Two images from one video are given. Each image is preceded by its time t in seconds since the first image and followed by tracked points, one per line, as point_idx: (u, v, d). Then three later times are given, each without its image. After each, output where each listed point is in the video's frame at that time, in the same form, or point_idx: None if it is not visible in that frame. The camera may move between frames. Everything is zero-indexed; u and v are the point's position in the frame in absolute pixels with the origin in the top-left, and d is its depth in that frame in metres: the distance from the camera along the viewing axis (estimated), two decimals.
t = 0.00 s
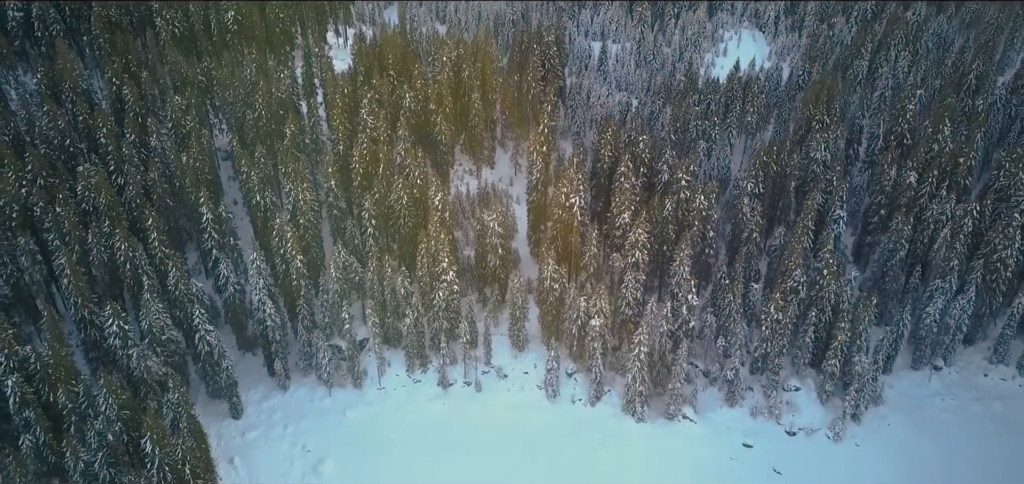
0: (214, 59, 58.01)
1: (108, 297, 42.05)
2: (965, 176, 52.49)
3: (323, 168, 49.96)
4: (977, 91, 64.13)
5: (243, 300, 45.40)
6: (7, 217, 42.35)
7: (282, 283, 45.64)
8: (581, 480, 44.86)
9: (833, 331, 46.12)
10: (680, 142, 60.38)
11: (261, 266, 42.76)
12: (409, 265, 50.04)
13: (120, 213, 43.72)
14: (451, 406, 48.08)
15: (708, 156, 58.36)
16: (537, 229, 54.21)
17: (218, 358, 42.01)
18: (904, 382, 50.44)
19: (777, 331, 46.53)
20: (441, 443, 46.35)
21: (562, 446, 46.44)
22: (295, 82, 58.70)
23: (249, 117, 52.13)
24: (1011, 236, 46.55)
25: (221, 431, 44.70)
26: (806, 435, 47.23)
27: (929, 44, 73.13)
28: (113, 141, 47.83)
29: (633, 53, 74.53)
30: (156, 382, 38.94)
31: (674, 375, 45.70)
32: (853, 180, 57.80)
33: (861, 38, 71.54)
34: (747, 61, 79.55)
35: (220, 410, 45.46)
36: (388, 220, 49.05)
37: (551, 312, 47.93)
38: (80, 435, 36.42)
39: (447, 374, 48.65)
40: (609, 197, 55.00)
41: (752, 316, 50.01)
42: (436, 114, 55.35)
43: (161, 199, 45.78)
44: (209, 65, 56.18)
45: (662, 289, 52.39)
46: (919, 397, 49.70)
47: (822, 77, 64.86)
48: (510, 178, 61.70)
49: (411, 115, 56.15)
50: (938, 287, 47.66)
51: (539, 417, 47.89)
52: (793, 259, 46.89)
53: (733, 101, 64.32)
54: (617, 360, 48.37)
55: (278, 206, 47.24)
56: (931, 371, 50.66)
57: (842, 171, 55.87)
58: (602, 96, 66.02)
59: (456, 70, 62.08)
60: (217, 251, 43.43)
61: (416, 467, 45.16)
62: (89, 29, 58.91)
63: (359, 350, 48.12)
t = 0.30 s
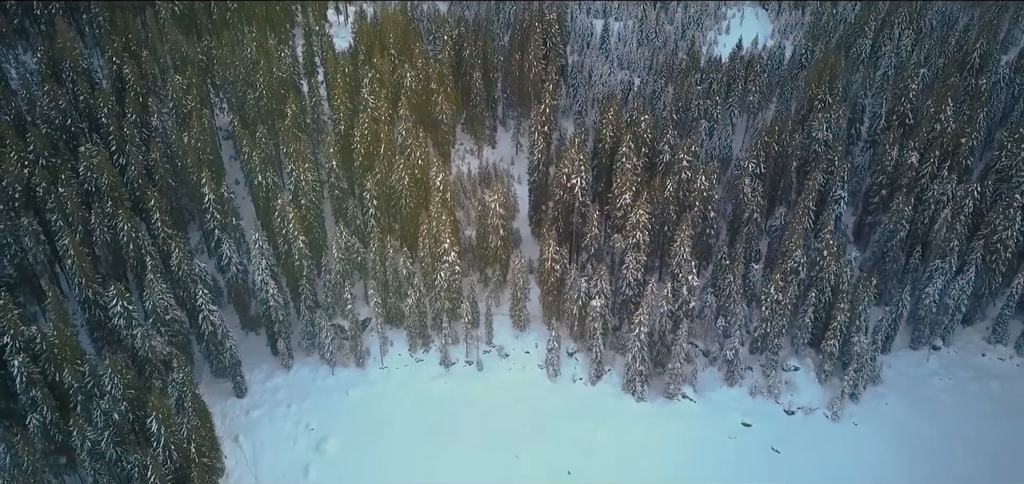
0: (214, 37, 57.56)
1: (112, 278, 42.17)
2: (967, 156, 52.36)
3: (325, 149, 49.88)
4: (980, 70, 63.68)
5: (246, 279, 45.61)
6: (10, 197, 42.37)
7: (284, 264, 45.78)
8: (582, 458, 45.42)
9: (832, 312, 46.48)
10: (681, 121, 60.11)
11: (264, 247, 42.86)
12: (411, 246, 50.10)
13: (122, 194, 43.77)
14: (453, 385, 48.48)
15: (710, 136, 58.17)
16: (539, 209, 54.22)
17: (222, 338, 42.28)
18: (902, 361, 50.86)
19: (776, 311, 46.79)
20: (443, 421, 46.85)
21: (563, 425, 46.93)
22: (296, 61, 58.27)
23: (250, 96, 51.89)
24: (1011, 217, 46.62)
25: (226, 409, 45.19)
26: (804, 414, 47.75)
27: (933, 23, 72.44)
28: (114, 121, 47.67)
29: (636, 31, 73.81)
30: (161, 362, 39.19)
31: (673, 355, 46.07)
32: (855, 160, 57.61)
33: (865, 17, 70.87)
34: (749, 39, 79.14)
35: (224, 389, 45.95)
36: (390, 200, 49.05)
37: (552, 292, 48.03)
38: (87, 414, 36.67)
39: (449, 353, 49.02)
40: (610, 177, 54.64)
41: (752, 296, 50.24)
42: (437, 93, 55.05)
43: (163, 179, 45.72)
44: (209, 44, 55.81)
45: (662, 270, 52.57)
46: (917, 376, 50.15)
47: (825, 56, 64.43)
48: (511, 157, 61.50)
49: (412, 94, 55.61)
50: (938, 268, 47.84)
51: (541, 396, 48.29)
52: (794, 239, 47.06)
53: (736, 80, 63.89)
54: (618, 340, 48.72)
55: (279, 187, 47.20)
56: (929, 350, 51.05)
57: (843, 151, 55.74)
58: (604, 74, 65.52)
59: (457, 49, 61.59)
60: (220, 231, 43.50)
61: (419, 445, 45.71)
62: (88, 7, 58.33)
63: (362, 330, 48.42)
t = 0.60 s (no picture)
0: (214, 15, 57.05)
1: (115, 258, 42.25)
2: (968, 136, 52.26)
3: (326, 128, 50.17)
4: (984, 49, 63.14)
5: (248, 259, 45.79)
6: (12, 177, 42.41)
7: (286, 244, 45.93)
8: (583, 436, 45.96)
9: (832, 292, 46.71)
10: (682, 100, 59.59)
11: (266, 227, 42.97)
12: (413, 226, 50.15)
13: (125, 174, 43.72)
14: (455, 364, 48.86)
15: (711, 115, 57.96)
16: (540, 189, 54.14)
17: (225, 318, 42.54)
18: (901, 341, 51.24)
19: (777, 291, 47.05)
20: (445, 400, 47.28)
21: (564, 404, 47.38)
22: (296, 40, 57.90)
23: (250, 75, 51.60)
24: (1012, 197, 46.74)
25: (230, 388, 45.67)
26: (803, 393, 48.23)
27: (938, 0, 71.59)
28: (115, 100, 47.59)
29: (637, 9, 73.01)
30: (165, 342, 39.66)
31: (674, 335, 46.36)
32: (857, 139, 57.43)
33: None
34: (752, 17, 78.59)
35: (228, 368, 46.35)
36: (391, 180, 48.97)
37: (553, 273, 48.14)
38: (93, 393, 37.13)
39: (451, 333, 49.30)
40: (611, 157, 54.44)
41: (752, 276, 50.44)
42: (438, 72, 54.66)
43: (164, 160, 45.75)
44: (209, 22, 55.46)
45: (663, 250, 52.65)
46: (915, 355, 50.57)
47: (828, 34, 63.81)
48: (512, 136, 61.21)
49: (412, 74, 55.76)
50: (938, 248, 48.04)
51: (542, 375, 48.65)
52: (794, 220, 47.20)
53: (738, 59, 63.34)
54: (618, 320, 49.03)
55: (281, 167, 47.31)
56: (928, 330, 51.42)
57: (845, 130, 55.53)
58: (605, 52, 64.94)
59: (458, 27, 61.03)
60: (222, 211, 43.57)
61: (421, 423, 46.20)
62: None
63: (363, 310, 48.63)
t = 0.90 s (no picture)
0: None
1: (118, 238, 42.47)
2: (970, 115, 52.16)
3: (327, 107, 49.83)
4: (988, 27, 62.64)
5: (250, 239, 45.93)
6: (14, 158, 42.47)
7: (288, 224, 46.00)
8: (583, 415, 46.37)
9: (831, 272, 46.97)
10: (684, 80, 59.35)
11: (267, 207, 43.11)
12: (414, 207, 50.17)
13: (127, 154, 43.55)
14: (457, 343, 49.21)
15: (713, 94, 57.60)
16: (541, 169, 54.05)
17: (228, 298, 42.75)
18: (900, 321, 51.65)
19: (776, 272, 47.30)
20: (447, 380, 47.64)
21: (564, 383, 47.78)
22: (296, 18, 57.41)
23: (250, 54, 51.27)
24: (1012, 177, 46.85)
25: (233, 368, 46.09)
26: (801, 373, 48.73)
27: None
28: (116, 80, 47.45)
29: None
30: (168, 322, 39.85)
31: (674, 314, 46.64)
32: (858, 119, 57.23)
33: None
34: None
35: (231, 348, 46.75)
36: (392, 160, 48.92)
37: (554, 253, 48.30)
38: (98, 373, 37.48)
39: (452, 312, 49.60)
40: (613, 137, 54.09)
41: (752, 257, 50.64)
42: (439, 51, 54.31)
43: (166, 140, 45.63)
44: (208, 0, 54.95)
45: (663, 230, 52.74)
46: (913, 335, 50.99)
47: (831, 12, 63.23)
48: (513, 116, 60.95)
49: (414, 53, 54.99)
50: (938, 229, 48.26)
51: (543, 354, 49.03)
52: (795, 201, 47.31)
53: (740, 37, 62.85)
54: (618, 300, 49.27)
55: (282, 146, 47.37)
56: (926, 310, 51.76)
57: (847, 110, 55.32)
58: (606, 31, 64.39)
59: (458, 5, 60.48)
60: (223, 192, 43.91)
61: (423, 402, 46.58)
62: None
63: (365, 289, 48.87)
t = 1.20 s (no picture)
0: None
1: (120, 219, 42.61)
2: (972, 95, 52.05)
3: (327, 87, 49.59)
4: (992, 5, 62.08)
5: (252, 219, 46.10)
6: (15, 138, 42.57)
7: (290, 204, 46.08)
8: (583, 394, 46.77)
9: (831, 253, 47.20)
10: (686, 58, 58.93)
11: (268, 188, 43.67)
12: (415, 187, 50.11)
13: (127, 134, 43.62)
14: (458, 322, 49.49)
15: (714, 73, 57.22)
16: (543, 148, 53.92)
17: (230, 278, 42.97)
18: (899, 300, 51.95)
19: (776, 252, 47.51)
20: (447, 359, 47.95)
21: (565, 362, 48.12)
22: None
23: (249, 32, 51.01)
24: (1013, 158, 46.97)
25: (236, 347, 46.42)
26: (799, 352, 49.13)
27: None
28: (115, 59, 47.28)
29: None
30: (171, 302, 40.02)
31: (674, 294, 46.88)
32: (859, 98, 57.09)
33: None
34: None
35: (234, 327, 47.05)
36: (393, 140, 48.83)
37: (554, 234, 48.42)
38: (103, 353, 37.71)
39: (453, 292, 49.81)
40: (614, 116, 53.74)
41: (752, 237, 50.80)
42: (439, 30, 53.99)
43: (166, 120, 45.61)
44: None
45: (664, 211, 52.77)
46: (912, 314, 51.36)
47: None
48: (514, 94, 60.60)
49: (414, 32, 54.54)
50: (938, 209, 48.45)
51: (544, 333, 49.32)
52: (795, 181, 47.38)
53: (742, 15, 62.24)
54: (618, 280, 49.49)
55: (283, 126, 47.46)
56: (925, 289, 52.06)
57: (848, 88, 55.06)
58: (607, 8, 63.72)
59: None
60: (224, 173, 44.56)
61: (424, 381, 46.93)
62: None
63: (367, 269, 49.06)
